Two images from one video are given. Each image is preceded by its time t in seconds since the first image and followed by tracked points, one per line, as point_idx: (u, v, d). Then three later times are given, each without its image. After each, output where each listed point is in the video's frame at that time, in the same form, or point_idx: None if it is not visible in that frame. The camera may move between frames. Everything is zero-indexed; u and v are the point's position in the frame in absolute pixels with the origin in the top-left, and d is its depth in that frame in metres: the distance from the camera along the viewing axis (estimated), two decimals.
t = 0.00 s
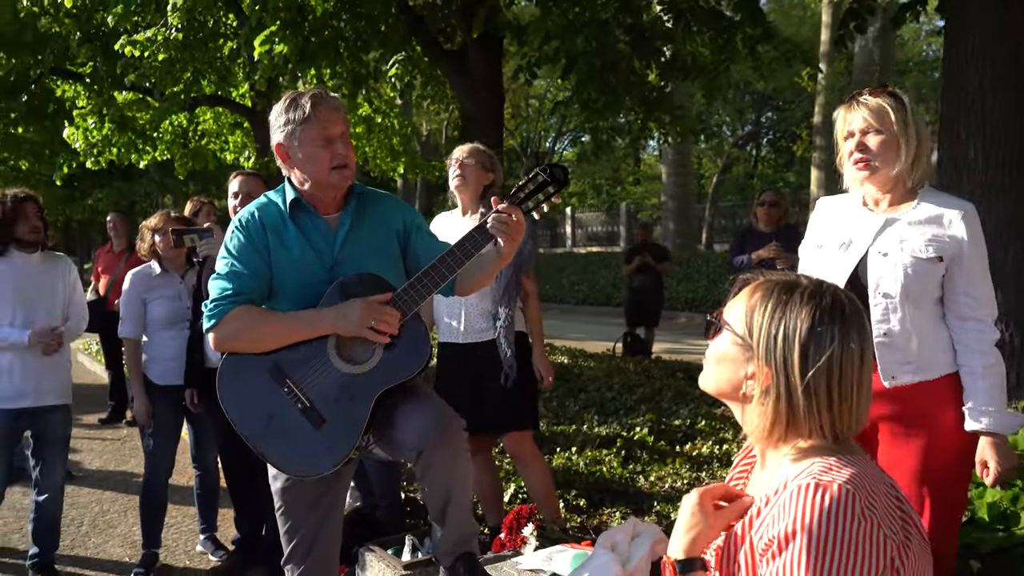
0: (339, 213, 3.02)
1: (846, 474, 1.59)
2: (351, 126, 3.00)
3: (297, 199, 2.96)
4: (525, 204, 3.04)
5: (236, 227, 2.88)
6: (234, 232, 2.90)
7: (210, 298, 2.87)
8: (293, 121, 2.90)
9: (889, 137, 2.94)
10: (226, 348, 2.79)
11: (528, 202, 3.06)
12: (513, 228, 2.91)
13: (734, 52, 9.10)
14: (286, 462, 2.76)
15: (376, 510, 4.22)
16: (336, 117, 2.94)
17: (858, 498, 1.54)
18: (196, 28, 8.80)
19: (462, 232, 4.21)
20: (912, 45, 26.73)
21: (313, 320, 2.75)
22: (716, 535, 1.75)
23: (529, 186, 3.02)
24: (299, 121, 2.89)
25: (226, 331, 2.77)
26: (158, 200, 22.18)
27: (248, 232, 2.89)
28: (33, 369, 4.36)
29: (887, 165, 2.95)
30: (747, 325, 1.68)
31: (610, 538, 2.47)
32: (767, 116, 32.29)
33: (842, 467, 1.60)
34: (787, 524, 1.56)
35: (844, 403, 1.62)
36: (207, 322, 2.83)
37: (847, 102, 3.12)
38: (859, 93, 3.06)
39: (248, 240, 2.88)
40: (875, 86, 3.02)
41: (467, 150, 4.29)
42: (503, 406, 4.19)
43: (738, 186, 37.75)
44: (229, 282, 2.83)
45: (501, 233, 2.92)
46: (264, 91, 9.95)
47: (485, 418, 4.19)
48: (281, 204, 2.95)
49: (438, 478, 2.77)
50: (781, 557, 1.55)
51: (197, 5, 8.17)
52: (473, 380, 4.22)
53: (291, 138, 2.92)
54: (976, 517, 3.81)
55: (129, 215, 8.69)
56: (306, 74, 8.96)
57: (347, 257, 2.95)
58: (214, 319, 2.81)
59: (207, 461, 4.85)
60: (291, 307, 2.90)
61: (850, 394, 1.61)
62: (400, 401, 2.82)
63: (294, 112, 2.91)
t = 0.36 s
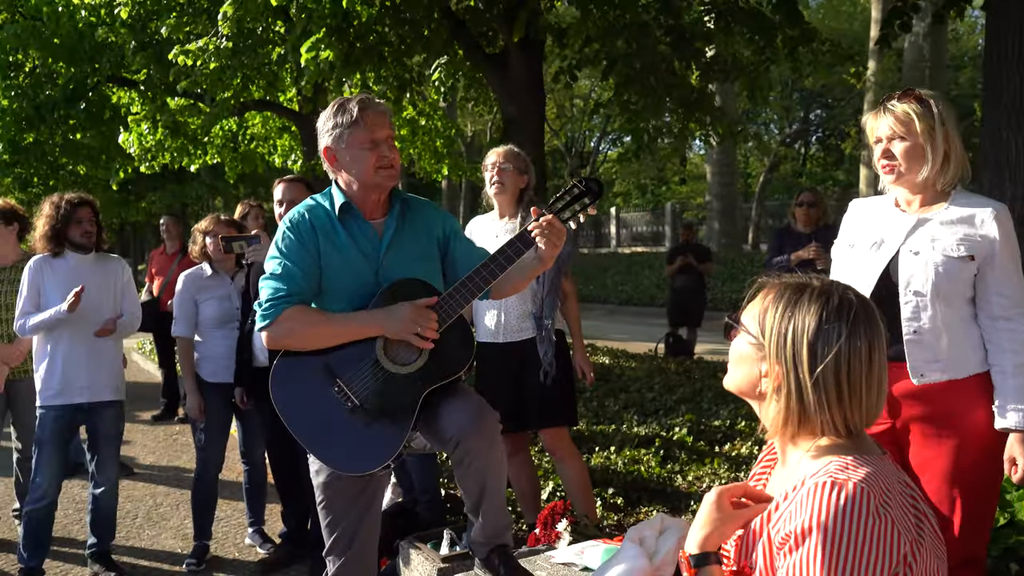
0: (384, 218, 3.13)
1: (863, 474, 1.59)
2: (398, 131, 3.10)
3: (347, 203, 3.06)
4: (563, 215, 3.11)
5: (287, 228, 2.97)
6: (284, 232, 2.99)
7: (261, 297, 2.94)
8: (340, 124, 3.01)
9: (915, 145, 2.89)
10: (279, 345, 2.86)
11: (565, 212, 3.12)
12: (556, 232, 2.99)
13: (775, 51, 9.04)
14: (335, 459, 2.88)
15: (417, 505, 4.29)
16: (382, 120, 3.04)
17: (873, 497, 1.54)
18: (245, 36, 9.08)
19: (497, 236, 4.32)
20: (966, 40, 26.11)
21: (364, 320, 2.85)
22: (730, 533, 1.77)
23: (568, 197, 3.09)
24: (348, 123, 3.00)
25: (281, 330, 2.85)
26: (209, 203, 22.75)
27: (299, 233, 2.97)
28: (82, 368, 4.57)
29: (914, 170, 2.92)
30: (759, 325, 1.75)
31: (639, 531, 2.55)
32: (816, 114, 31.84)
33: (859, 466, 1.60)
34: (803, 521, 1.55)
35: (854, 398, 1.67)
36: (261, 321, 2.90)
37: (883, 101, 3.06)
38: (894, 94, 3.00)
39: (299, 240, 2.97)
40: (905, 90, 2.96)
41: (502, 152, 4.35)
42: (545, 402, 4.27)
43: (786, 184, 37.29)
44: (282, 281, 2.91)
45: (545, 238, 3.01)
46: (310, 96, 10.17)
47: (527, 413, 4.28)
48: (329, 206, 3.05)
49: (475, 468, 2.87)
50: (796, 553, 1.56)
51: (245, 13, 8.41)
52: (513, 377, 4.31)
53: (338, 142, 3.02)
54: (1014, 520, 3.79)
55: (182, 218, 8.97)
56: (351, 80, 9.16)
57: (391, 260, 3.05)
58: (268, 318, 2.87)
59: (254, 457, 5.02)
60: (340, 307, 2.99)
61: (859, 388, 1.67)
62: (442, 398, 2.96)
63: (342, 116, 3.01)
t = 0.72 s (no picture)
0: (415, 208, 3.18)
1: (875, 477, 1.61)
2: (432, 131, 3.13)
3: (381, 189, 3.10)
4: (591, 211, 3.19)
5: (324, 208, 3.02)
6: (321, 212, 3.04)
7: (295, 275, 2.97)
8: (375, 120, 3.06)
9: (951, 148, 2.77)
10: (312, 320, 2.89)
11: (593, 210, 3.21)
12: (584, 230, 3.04)
13: (809, 51, 8.98)
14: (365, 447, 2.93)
15: (448, 505, 4.34)
16: (417, 119, 3.07)
17: (884, 500, 1.56)
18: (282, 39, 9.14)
19: (525, 236, 4.37)
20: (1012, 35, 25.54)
21: (396, 303, 2.89)
22: (750, 529, 1.77)
23: (595, 192, 3.18)
24: (382, 119, 3.04)
25: (315, 306, 2.88)
26: (248, 204, 23.11)
27: (336, 213, 3.02)
28: (122, 366, 4.70)
29: (948, 175, 2.79)
30: (778, 328, 1.78)
31: (664, 532, 2.57)
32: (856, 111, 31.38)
33: (871, 470, 1.62)
34: (814, 522, 1.58)
35: (870, 405, 1.69)
36: (295, 297, 2.93)
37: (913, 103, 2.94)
38: (927, 95, 2.88)
39: (335, 219, 3.02)
40: (940, 92, 2.83)
41: (532, 154, 4.40)
42: (577, 400, 4.31)
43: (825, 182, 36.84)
44: (317, 259, 2.94)
45: (573, 234, 3.06)
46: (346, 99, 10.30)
47: (560, 411, 4.33)
48: (364, 191, 3.10)
49: (506, 471, 2.93)
50: (807, 553, 1.58)
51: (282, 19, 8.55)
52: (546, 377, 4.35)
53: (373, 138, 3.07)
54: None
55: (220, 221, 9.15)
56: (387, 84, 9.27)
57: (420, 250, 3.10)
58: (303, 294, 2.90)
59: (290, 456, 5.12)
60: (372, 290, 3.03)
61: (874, 395, 1.69)
62: (468, 397, 3.01)
63: (378, 115, 3.05)
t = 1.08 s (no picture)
0: (426, 218, 3.21)
1: (878, 485, 1.62)
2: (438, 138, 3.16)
3: (393, 199, 3.12)
4: (603, 231, 3.26)
5: (339, 219, 3.03)
6: (335, 223, 3.05)
7: (312, 284, 2.97)
8: (382, 129, 3.09)
9: (973, 156, 2.61)
10: (329, 328, 2.91)
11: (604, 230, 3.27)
12: (596, 246, 3.12)
13: (829, 51, 8.93)
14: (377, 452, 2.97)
15: (464, 506, 4.37)
16: (423, 125, 3.10)
17: (886, 507, 1.58)
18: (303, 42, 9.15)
19: (545, 241, 4.39)
20: None
21: (413, 313, 2.92)
22: (756, 538, 1.77)
23: (607, 214, 3.23)
24: (387, 129, 3.06)
25: (334, 314, 2.89)
26: (269, 204, 23.33)
27: (350, 223, 3.04)
28: (149, 367, 4.78)
29: (966, 183, 2.64)
30: (782, 339, 1.80)
31: (675, 535, 2.61)
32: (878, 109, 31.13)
33: (874, 478, 1.64)
34: (819, 529, 1.60)
35: (874, 412, 1.72)
36: (313, 305, 2.93)
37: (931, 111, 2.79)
38: (947, 102, 2.73)
39: (349, 230, 3.03)
40: (965, 98, 2.67)
41: (554, 159, 4.43)
42: (594, 406, 4.33)
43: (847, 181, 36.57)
44: (334, 268, 2.95)
45: (586, 251, 3.13)
46: (364, 100, 10.36)
47: (576, 416, 4.35)
48: (377, 203, 3.12)
49: (515, 476, 2.97)
50: (812, 560, 1.60)
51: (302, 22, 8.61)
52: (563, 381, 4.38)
53: (382, 147, 3.10)
54: None
55: (241, 223, 9.24)
56: (406, 85, 9.32)
57: (432, 260, 3.14)
58: (321, 302, 2.91)
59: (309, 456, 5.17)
60: (389, 297, 3.06)
61: (878, 402, 1.71)
62: (477, 401, 3.07)
63: (383, 123, 3.09)
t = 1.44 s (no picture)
0: (428, 222, 3.26)
1: (863, 484, 1.65)
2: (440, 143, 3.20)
3: (396, 204, 3.17)
4: (602, 233, 3.26)
5: (342, 224, 3.08)
6: (339, 228, 3.10)
7: (315, 288, 3.03)
8: (386, 134, 3.14)
9: (972, 169, 2.56)
10: (329, 333, 2.97)
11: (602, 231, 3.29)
12: (595, 250, 3.15)
13: (839, 52, 8.92)
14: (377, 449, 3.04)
15: (469, 504, 4.42)
16: (425, 129, 3.15)
17: (870, 506, 1.60)
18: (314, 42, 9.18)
19: (553, 243, 4.41)
20: None
21: (413, 319, 2.99)
22: (747, 534, 1.80)
23: (606, 216, 3.25)
24: (392, 132, 3.12)
25: (336, 319, 2.95)
26: (281, 203, 23.46)
27: (353, 229, 3.08)
28: (159, 366, 4.85)
29: (967, 198, 2.60)
30: (770, 343, 1.83)
31: (673, 534, 2.63)
32: (892, 109, 30.95)
33: (859, 478, 1.66)
34: (803, 527, 1.63)
35: (860, 414, 1.75)
36: (315, 310, 2.99)
37: (926, 118, 2.72)
38: (943, 111, 2.66)
39: (352, 235, 3.07)
40: (962, 109, 2.59)
41: (563, 164, 4.48)
42: (601, 407, 4.35)
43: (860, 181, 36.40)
44: (337, 274, 3.00)
45: (584, 255, 3.16)
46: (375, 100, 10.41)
47: (583, 417, 4.37)
48: (381, 208, 3.17)
49: (510, 471, 3.02)
50: (796, 557, 1.63)
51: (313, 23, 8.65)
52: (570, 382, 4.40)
53: (385, 151, 3.15)
54: None
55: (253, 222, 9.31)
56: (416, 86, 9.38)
57: (434, 264, 3.19)
58: (323, 307, 2.97)
59: (316, 454, 5.23)
60: (390, 301, 3.12)
61: (863, 405, 1.74)
62: (474, 399, 3.13)
63: (388, 127, 3.13)
